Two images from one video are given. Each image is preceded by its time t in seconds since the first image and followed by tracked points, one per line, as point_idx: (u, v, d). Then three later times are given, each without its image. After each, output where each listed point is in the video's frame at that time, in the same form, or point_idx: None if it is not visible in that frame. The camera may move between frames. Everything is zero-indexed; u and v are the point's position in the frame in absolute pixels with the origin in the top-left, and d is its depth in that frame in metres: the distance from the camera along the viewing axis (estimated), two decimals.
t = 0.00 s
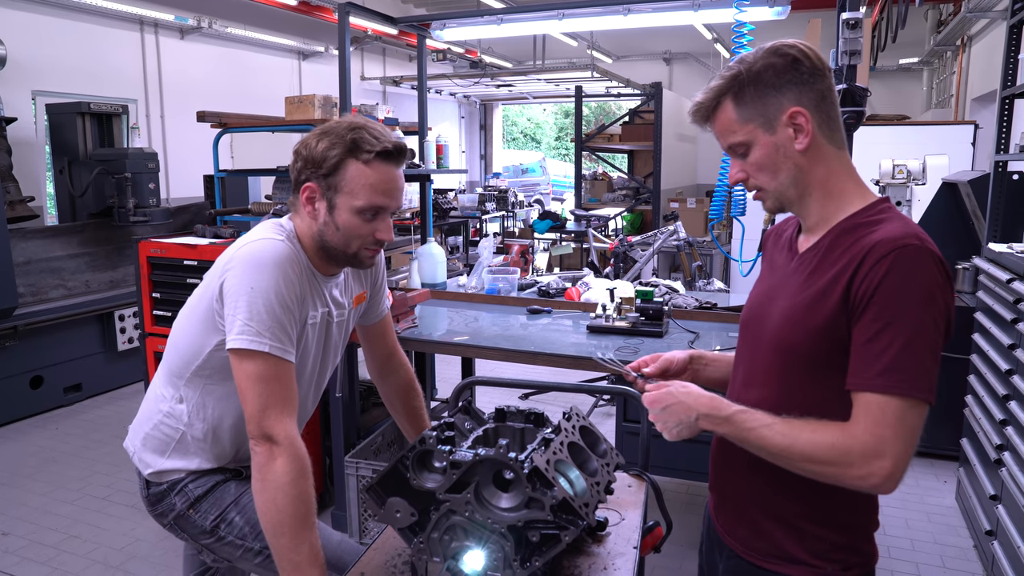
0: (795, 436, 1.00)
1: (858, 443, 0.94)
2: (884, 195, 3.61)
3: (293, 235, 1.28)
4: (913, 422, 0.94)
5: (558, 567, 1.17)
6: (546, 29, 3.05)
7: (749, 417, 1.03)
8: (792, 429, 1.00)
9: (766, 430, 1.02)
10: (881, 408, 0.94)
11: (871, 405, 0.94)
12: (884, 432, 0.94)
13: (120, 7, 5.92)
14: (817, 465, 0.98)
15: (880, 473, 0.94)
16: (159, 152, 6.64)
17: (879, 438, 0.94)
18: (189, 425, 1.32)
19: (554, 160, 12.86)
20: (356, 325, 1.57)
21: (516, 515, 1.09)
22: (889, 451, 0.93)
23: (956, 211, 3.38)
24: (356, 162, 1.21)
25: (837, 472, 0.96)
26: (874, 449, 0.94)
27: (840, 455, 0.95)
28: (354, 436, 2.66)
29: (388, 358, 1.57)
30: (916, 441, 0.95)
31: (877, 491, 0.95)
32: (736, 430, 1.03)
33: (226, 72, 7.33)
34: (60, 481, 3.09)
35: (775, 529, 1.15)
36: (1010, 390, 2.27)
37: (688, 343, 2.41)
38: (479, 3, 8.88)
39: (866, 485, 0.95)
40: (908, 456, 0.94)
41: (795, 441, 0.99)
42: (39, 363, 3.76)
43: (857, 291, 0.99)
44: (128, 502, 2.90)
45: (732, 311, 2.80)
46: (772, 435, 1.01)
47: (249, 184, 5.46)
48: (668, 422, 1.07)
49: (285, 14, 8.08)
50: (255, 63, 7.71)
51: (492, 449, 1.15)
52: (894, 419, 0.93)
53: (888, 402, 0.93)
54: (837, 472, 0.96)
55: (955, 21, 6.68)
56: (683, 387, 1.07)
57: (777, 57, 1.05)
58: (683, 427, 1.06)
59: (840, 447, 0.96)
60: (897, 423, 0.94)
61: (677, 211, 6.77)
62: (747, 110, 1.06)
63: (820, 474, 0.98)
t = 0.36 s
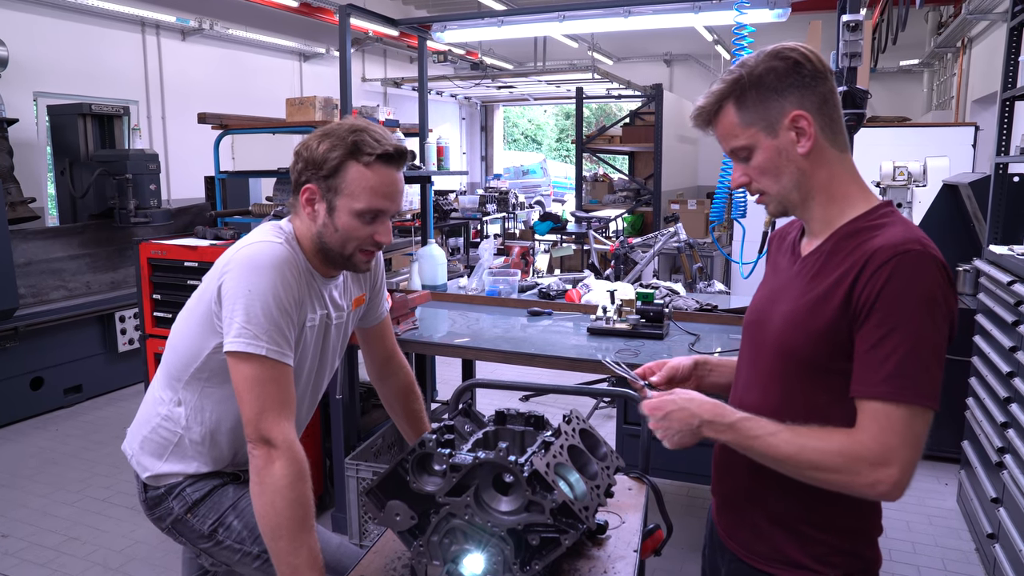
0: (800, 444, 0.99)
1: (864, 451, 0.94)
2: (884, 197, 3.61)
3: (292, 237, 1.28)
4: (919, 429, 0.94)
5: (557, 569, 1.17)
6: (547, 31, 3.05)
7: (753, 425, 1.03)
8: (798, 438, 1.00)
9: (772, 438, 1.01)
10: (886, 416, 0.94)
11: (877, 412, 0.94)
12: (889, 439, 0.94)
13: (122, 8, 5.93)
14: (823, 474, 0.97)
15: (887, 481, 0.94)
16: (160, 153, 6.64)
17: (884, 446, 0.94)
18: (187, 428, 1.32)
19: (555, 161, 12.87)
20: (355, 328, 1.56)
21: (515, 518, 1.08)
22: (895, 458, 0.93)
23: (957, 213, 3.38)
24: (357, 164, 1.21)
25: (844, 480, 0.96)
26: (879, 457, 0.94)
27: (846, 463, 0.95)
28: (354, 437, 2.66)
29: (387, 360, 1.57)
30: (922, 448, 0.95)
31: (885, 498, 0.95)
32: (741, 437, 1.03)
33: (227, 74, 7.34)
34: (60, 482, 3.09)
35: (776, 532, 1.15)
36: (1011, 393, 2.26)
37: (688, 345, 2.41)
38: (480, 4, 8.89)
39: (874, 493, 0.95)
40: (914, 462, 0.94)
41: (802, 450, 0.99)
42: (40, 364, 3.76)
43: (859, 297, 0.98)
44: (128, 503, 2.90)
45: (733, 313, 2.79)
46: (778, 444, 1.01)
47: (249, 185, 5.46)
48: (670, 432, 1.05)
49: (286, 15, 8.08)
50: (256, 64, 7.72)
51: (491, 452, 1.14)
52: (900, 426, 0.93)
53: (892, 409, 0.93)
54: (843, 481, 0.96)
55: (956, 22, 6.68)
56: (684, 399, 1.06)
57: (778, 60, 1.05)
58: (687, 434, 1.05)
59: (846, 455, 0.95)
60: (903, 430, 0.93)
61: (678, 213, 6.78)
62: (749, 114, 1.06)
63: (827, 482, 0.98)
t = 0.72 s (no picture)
0: (823, 449, 0.99)
1: (885, 455, 0.94)
2: (886, 198, 3.60)
3: (295, 238, 1.27)
4: (939, 430, 0.94)
5: (559, 571, 1.17)
6: (548, 33, 3.05)
7: (776, 433, 1.03)
8: (818, 444, 1.00)
9: (794, 444, 1.01)
10: (904, 419, 0.94)
11: (895, 416, 0.94)
12: (910, 442, 0.93)
13: (124, 10, 5.94)
14: (846, 479, 0.97)
15: (911, 484, 0.93)
16: (161, 154, 6.65)
17: (905, 450, 0.94)
18: (189, 430, 1.32)
19: (555, 163, 12.86)
20: (356, 330, 1.56)
21: (517, 520, 1.08)
22: (917, 460, 0.93)
23: (959, 215, 3.37)
24: (354, 160, 1.21)
25: (867, 485, 0.96)
26: (901, 460, 0.93)
27: (868, 468, 0.95)
28: (356, 439, 2.65)
29: (389, 362, 1.57)
30: (944, 449, 0.95)
31: (909, 502, 0.95)
32: (767, 446, 1.03)
33: (228, 75, 7.34)
34: (61, 483, 3.09)
35: (782, 535, 1.15)
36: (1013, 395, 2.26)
37: (690, 347, 2.41)
38: (481, 6, 8.89)
39: (898, 497, 0.95)
40: (936, 465, 0.94)
41: (824, 455, 0.99)
42: (41, 365, 3.76)
43: (869, 300, 0.98)
44: (129, 505, 2.90)
45: (735, 315, 2.79)
46: (800, 451, 1.01)
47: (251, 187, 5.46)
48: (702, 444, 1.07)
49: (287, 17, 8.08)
50: (257, 66, 7.72)
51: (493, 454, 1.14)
52: (918, 429, 0.93)
53: (910, 412, 0.93)
54: (866, 486, 0.96)
55: (958, 24, 6.68)
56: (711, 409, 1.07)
57: (785, 61, 1.05)
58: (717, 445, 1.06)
59: (867, 460, 0.95)
60: (923, 432, 0.93)
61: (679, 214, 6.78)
62: (756, 115, 1.06)
63: (851, 487, 0.98)
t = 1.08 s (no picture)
0: (820, 452, 0.99)
1: (885, 456, 0.94)
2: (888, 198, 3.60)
3: (295, 239, 1.27)
4: (939, 431, 0.94)
5: (560, 571, 1.17)
6: (549, 33, 3.05)
7: (770, 439, 1.02)
8: (815, 447, 1.00)
9: (788, 450, 1.01)
10: (904, 420, 0.93)
11: (896, 417, 0.94)
12: (911, 443, 0.93)
13: (126, 10, 5.95)
14: (845, 480, 0.97)
15: (910, 485, 0.93)
16: (162, 154, 6.65)
17: (906, 450, 0.93)
18: (189, 430, 1.32)
19: (557, 163, 12.86)
20: (357, 330, 1.56)
21: (518, 520, 1.08)
22: (916, 462, 0.93)
23: (960, 215, 3.37)
24: (356, 162, 1.21)
25: (866, 485, 0.96)
26: (900, 462, 0.93)
27: (867, 469, 0.95)
28: (357, 439, 2.65)
29: (389, 362, 1.57)
30: (944, 450, 0.95)
31: (907, 503, 0.95)
32: (759, 454, 1.03)
33: (229, 75, 7.34)
34: (63, 483, 3.10)
35: (786, 535, 1.15)
36: (1014, 396, 2.26)
37: (691, 347, 2.41)
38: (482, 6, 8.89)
39: (896, 498, 0.95)
40: (936, 465, 0.94)
41: (822, 457, 0.99)
42: (42, 365, 3.77)
43: (873, 301, 0.98)
44: (130, 505, 2.90)
45: (736, 315, 2.79)
46: (797, 455, 1.00)
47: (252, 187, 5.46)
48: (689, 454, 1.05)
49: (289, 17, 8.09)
50: (259, 66, 7.73)
51: (494, 453, 1.14)
52: (920, 429, 0.93)
53: (912, 413, 0.93)
54: (866, 487, 0.96)
55: (960, 24, 6.67)
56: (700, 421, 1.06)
57: (789, 62, 1.05)
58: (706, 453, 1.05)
59: (866, 461, 0.95)
60: (924, 433, 0.93)
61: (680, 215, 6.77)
62: (760, 116, 1.06)
63: (849, 489, 0.98)
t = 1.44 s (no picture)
0: (813, 446, 1.00)
1: (877, 451, 0.94)
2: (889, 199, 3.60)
3: (296, 239, 1.27)
4: (932, 428, 0.94)
5: (560, 570, 1.16)
6: (550, 33, 3.05)
7: (768, 428, 1.03)
8: (811, 439, 1.01)
9: (786, 441, 1.02)
10: (898, 416, 0.93)
11: (890, 413, 0.94)
12: (902, 439, 0.93)
13: (127, 10, 5.96)
14: (837, 473, 0.98)
15: (900, 481, 0.94)
16: (163, 154, 6.67)
17: (898, 446, 0.94)
18: (189, 430, 1.32)
19: (558, 163, 12.86)
20: (359, 330, 1.56)
21: (519, 519, 1.08)
22: (909, 459, 0.93)
23: (961, 215, 3.37)
24: (348, 155, 1.21)
25: (856, 479, 0.97)
26: (892, 458, 0.94)
27: (860, 465, 0.95)
28: (357, 438, 2.66)
29: (391, 362, 1.57)
30: (936, 447, 0.95)
31: (898, 498, 0.95)
32: (758, 441, 1.03)
33: (230, 76, 7.34)
34: (64, 482, 3.10)
35: (786, 534, 1.15)
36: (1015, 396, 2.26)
37: (692, 347, 2.41)
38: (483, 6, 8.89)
39: (886, 493, 0.95)
40: (928, 461, 0.94)
41: (815, 451, 0.99)
42: (44, 364, 3.77)
43: (872, 298, 0.98)
44: (131, 504, 2.91)
45: (737, 315, 2.79)
46: (794, 447, 1.01)
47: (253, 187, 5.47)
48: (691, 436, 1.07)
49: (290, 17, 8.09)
50: (260, 66, 7.74)
51: (495, 453, 1.14)
52: (913, 426, 0.93)
53: (905, 409, 0.93)
54: (858, 482, 0.96)
55: (961, 25, 6.66)
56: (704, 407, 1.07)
57: (788, 63, 1.05)
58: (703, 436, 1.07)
59: (859, 457, 0.96)
60: (916, 429, 0.93)
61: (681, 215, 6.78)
62: (761, 116, 1.06)
63: (840, 481, 0.98)
